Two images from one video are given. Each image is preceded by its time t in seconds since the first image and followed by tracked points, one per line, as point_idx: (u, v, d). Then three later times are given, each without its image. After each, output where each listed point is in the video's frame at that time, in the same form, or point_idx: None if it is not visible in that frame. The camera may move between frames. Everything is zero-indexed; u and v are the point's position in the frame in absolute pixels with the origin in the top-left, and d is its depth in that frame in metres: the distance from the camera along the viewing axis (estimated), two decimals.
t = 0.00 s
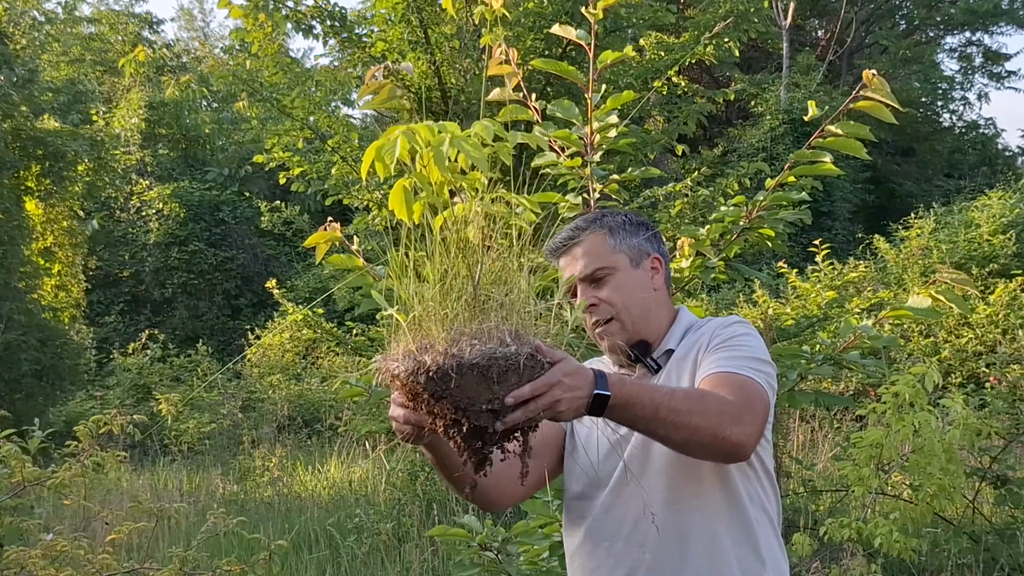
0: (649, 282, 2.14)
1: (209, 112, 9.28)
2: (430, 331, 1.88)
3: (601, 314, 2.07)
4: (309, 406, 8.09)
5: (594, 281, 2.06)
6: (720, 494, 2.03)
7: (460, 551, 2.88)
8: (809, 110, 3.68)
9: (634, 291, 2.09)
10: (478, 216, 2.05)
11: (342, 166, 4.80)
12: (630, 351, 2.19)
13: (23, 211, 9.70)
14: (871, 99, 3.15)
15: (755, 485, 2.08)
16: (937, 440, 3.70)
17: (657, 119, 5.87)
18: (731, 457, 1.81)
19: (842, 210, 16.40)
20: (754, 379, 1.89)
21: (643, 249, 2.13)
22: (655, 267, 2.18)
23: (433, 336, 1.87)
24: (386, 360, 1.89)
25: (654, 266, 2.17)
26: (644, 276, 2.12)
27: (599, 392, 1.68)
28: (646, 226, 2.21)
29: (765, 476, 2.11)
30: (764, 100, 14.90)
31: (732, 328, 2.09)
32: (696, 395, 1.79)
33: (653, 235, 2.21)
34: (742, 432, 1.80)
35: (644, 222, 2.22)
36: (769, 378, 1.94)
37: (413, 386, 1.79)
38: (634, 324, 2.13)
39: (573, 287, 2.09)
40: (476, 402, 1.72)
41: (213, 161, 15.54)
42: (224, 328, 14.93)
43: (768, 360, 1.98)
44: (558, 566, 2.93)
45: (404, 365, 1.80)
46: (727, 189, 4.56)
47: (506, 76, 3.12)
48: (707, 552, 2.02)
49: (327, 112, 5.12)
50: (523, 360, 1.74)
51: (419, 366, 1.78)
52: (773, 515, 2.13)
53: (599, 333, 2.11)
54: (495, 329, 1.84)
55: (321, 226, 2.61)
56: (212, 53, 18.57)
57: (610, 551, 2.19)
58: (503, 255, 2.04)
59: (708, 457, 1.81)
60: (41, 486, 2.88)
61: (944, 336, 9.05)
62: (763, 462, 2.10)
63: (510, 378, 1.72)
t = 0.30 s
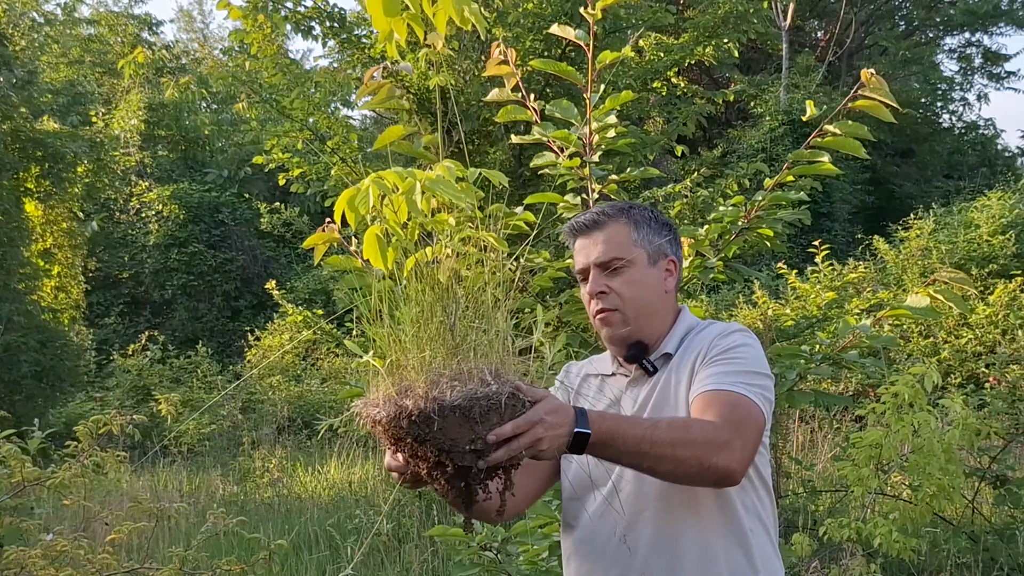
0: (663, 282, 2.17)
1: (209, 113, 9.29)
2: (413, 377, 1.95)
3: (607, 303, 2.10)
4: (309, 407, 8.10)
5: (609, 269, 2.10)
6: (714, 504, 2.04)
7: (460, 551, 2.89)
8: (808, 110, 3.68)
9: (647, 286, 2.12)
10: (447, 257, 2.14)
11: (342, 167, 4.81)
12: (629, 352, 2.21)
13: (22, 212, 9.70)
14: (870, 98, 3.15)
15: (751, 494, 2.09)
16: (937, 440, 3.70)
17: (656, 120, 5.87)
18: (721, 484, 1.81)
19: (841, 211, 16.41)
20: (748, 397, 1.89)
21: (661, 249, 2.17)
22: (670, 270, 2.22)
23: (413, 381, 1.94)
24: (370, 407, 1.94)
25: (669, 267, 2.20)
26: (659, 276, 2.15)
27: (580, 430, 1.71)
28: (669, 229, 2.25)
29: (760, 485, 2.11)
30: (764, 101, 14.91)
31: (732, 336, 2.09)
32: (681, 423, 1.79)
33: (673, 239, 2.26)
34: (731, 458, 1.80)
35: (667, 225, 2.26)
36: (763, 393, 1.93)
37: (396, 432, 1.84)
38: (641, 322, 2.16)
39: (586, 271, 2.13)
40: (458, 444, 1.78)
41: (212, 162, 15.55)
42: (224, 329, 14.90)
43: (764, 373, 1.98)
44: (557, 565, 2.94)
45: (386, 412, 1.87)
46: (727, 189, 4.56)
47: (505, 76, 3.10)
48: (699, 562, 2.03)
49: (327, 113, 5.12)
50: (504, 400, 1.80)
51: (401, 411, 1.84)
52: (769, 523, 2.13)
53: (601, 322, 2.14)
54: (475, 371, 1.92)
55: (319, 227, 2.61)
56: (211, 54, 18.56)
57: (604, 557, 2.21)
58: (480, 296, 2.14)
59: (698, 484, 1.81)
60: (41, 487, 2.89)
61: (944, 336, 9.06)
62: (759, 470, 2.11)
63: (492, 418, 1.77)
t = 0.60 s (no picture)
0: (670, 283, 2.18)
1: (209, 113, 9.29)
2: (399, 401, 2.00)
3: (610, 294, 2.12)
4: (309, 406, 8.10)
5: (618, 260, 2.12)
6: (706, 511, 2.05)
7: (460, 550, 2.90)
8: (808, 109, 3.68)
9: (654, 284, 2.13)
10: (432, 285, 2.17)
11: (342, 166, 4.82)
12: (626, 351, 2.22)
13: (23, 212, 9.70)
14: (870, 97, 3.15)
15: (744, 499, 2.09)
16: (937, 439, 3.71)
17: (656, 119, 5.87)
18: (710, 505, 1.82)
19: (842, 211, 16.41)
20: (741, 412, 1.89)
21: (674, 251, 2.18)
22: (679, 274, 2.22)
23: (399, 405, 1.99)
24: (357, 430, 1.98)
25: (678, 270, 2.21)
26: (668, 276, 2.16)
27: (562, 455, 1.73)
28: (685, 233, 2.26)
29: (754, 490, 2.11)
30: (764, 101, 14.91)
31: (733, 342, 2.07)
32: (667, 446, 1.80)
33: (688, 244, 2.26)
34: (721, 480, 1.80)
35: (684, 230, 2.27)
36: (758, 405, 1.93)
37: (380, 453, 1.88)
38: (641, 320, 2.16)
39: (596, 259, 2.15)
40: (442, 465, 1.80)
41: (212, 162, 15.55)
42: (224, 329, 14.87)
43: (760, 385, 1.97)
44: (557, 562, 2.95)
45: (371, 432, 1.90)
46: (727, 188, 4.57)
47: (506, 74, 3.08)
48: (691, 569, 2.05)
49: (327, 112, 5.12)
50: (488, 423, 1.84)
51: (386, 432, 1.88)
52: (763, 527, 2.14)
53: (601, 314, 2.16)
54: (460, 396, 1.98)
55: (320, 227, 2.56)
56: (211, 54, 18.55)
57: (596, 561, 2.23)
58: (466, 332, 2.18)
59: (687, 505, 1.82)
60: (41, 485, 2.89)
61: (944, 336, 9.05)
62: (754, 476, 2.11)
63: (475, 440, 1.81)
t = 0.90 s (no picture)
0: (667, 284, 2.17)
1: (208, 113, 9.28)
2: (387, 426, 1.96)
3: (605, 295, 2.12)
4: (309, 406, 8.10)
5: (614, 261, 2.12)
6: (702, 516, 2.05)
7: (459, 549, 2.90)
8: (808, 108, 3.67)
9: (650, 285, 2.13)
10: (420, 311, 2.12)
11: (342, 166, 4.81)
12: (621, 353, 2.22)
13: (23, 211, 9.70)
14: (870, 96, 3.15)
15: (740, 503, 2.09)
16: (937, 439, 3.72)
17: (656, 118, 5.87)
18: (707, 520, 1.82)
19: (841, 211, 16.40)
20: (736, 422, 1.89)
21: (672, 252, 2.17)
22: (677, 275, 2.22)
23: (388, 430, 1.95)
24: (349, 452, 1.95)
25: (675, 271, 2.20)
26: (664, 278, 2.16)
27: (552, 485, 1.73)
28: (684, 234, 2.26)
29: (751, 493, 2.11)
30: (764, 100, 14.91)
31: (729, 346, 2.07)
32: (659, 465, 1.79)
33: (687, 245, 2.26)
34: (716, 496, 1.80)
35: (684, 231, 2.27)
36: (753, 413, 1.93)
37: (369, 478, 1.85)
38: (636, 322, 2.16)
39: (592, 258, 2.16)
40: (431, 493, 1.78)
41: (212, 161, 15.54)
42: (224, 328, 14.86)
43: (756, 391, 1.96)
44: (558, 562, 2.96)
45: (360, 457, 1.87)
46: (727, 188, 4.56)
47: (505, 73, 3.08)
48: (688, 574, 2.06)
49: (327, 112, 5.12)
50: (478, 452, 1.80)
51: (375, 458, 1.84)
52: (760, 528, 2.14)
53: (596, 314, 2.16)
54: (450, 424, 1.93)
55: (321, 225, 2.56)
56: (210, 53, 18.54)
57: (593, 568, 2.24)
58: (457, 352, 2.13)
59: (683, 522, 1.83)
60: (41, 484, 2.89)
61: (944, 336, 9.05)
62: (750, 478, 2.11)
63: (464, 470, 1.78)
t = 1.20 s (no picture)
0: (658, 285, 2.15)
1: (206, 109, 9.28)
2: (384, 457, 1.96)
3: (595, 303, 2.12)
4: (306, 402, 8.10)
5: (602, 269, 2.10)
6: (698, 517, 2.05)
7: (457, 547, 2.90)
8: (805, 106, 3.68)
9: (640, 289, 2.12)
10: (413, 342, 2.18)
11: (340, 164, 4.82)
12: (616, 354, 2.22)
13: (20, 208, 9.70)
14: (868, 94, 3.15)
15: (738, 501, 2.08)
16: (933, 436, 3.72)
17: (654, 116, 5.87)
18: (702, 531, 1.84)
19: (839, 209, 16.41)
20: (730, 430, 1.88)
21: (662, 252, 2.14)
22: (670, 272, 2.19)
23: (383, 460, 1.94)
24: (346, 487, 1.93)
25: (668, 268, 2.17)
26: (654, 279, 2.13)
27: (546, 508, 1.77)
28: (675, 228, 2.21)
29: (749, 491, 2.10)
30: (761, 99, 14.93)
31: (725, 348, 2.05)
32: (650, 480, 1.81)
33: (679, 239, 2.21)
34: (711, 506, 1.81)
35: (674, 225, 2.22)
36: (749, 418, 1.92)
37: (367, 509, 1.83)
38: (630, 324, 2.15)
39: (581, 266, 2.14)
40: (428, 520, 1.77)
41: (210, 158, 15.54)
42: (221, 325, 14.84)
43: (751, 395, 1.96)
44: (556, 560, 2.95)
45: (357, 488, 1.86)
46: (725, 186, 4.56)
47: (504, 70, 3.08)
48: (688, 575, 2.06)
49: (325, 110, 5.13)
50: (473, 478, 1.80)
51: (372, 490, 1.83)
52: (759, 526, 2.13)
53: (589, 321, 2.16)
54: (444, 452, 1.93)
55: (318, 222, 2.60)
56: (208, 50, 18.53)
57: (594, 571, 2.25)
58: (450, 382, 2.15)
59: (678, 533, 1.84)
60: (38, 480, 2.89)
61: (941, 334, 9.05)
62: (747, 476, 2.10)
63: (459, 497, 1.77)
